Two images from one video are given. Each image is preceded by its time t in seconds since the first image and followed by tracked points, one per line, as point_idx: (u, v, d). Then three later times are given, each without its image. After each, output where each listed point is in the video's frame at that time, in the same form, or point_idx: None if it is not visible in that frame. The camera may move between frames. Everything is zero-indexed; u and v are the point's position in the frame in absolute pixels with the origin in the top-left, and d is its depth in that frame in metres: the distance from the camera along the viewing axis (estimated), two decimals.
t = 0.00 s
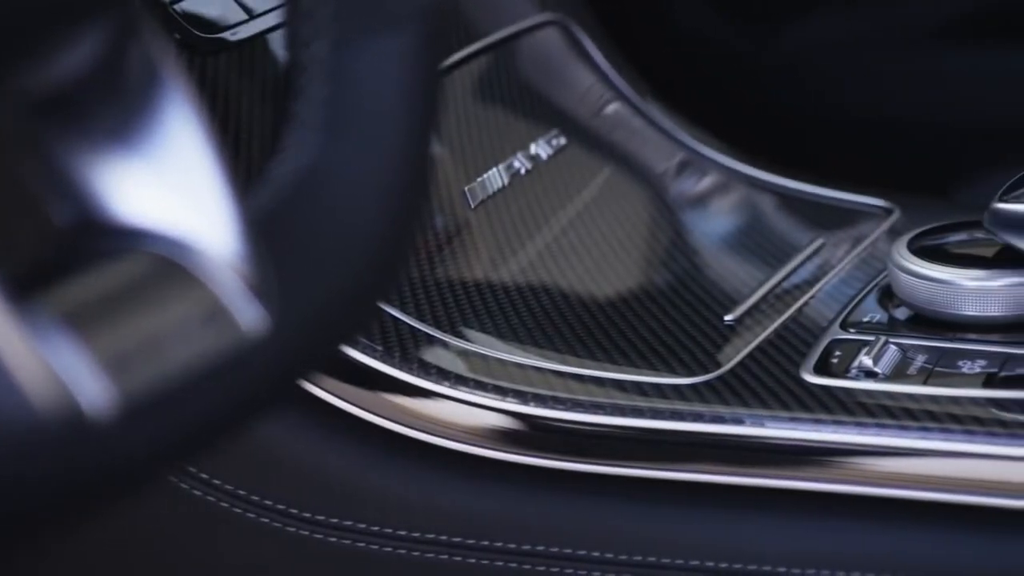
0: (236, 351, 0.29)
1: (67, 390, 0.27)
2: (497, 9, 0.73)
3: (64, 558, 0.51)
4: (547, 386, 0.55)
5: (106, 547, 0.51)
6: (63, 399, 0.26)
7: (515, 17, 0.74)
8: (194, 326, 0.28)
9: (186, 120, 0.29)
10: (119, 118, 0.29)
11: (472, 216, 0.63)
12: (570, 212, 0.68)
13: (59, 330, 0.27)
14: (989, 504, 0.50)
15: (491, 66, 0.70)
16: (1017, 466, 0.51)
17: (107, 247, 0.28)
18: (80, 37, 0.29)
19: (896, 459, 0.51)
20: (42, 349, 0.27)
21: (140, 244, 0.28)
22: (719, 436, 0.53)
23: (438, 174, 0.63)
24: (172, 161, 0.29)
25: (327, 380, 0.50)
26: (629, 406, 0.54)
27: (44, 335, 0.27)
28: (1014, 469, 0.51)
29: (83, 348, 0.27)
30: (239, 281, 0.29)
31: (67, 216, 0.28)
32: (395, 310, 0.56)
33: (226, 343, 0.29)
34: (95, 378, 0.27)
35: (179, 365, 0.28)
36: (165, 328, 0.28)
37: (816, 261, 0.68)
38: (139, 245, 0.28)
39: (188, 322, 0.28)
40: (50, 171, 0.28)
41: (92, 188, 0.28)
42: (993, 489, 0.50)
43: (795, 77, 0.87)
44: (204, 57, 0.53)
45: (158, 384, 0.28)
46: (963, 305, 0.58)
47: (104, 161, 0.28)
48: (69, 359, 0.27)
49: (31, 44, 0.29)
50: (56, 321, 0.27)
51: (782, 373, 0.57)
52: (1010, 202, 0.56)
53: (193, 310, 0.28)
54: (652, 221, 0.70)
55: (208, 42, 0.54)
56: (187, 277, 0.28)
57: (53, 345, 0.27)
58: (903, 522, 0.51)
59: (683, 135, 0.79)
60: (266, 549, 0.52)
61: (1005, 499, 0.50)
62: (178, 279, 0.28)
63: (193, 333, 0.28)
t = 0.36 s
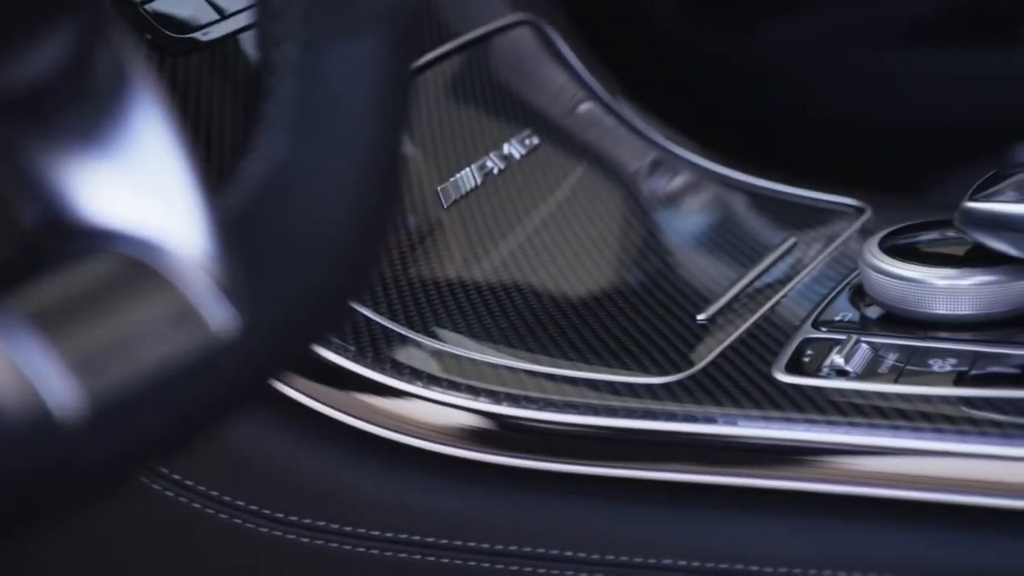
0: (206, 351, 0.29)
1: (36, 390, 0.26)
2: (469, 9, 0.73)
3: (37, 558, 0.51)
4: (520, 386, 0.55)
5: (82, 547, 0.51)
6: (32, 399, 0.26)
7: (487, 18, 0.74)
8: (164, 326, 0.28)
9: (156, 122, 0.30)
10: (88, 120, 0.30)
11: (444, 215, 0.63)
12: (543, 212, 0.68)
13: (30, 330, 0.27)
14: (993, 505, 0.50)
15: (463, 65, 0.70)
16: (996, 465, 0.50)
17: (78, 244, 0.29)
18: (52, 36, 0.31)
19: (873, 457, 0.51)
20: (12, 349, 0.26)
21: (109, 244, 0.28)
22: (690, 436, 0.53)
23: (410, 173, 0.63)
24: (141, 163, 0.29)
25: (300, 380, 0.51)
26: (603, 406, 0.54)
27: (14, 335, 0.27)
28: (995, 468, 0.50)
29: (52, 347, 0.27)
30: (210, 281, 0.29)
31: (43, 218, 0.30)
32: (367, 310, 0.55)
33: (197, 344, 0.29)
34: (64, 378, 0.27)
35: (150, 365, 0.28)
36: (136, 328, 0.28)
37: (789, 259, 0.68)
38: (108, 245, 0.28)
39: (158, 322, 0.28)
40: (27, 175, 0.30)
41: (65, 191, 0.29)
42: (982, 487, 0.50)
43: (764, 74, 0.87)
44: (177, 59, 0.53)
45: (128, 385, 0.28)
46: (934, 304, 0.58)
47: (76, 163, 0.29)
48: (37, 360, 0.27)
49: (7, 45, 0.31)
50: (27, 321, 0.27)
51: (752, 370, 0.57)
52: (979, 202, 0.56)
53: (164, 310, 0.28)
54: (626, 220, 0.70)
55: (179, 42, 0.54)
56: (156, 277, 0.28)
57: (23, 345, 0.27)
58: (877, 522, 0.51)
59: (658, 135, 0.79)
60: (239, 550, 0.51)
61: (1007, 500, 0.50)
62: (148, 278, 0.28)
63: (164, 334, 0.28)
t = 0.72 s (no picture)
0: (178, 352, 0.30)
1: (7, 391, 0.27)
2: (443, 11, 0.74)
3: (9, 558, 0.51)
4: (494, 387, 0.55)
5: (54, 548, 0.51)
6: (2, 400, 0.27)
7: (458, 18, 0.74)
8: (135, 325, 0.29)
9: (127, 124, 0.31)
10: (60, 122, 0.31)
11: (417, 214, 0.63)
12: (516, 212, 0.68)
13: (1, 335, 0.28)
14: (994, 506, 0.50)
15: (435, 65, 0.70)
16: (965, 463, 0.50)
17: (50, 245, 0.30)
18: (24, 39, 0.32)
19: (850, 457, 0.51)
20: None
21: (83, 246, 0.29)
22: (662, 436, 0.53)
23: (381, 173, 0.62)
24: (113, 165, 0.30)
25: (271, 381, 0.50)
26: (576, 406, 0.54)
27: None
28: (950, 464, 0.50)
29: (23, 350, 0.27)
30: (180, 281, 0.30)
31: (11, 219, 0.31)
32: (339, 310, 0.55)
33: (168, 343, 0.29)
34: (34, 380, 0.27)
35: (122, 365, 0.29)
36: (106, 329, 0.28)
37: (763, 258, 0.68)
38: (82, 246, 0.30)
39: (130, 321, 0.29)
40: None
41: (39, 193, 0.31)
42: (978, 488, 0.50)
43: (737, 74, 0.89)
44: (149, 60, 0.53)
45: (100, 385, 0.28)
46: (905, 302, 0.58)
47: (51, 165, 0.30)
48: (8, 363, 0.27)
49: None
50: None
51: (724, 369, 0.57)
52: (949, 199, 0.56)
53: (134, 310, 0.29)
54: (598, 219, 0.70)
55: (150, 43, 0.54)
56: (126, 277, 0.29)
57: None
58: (847, 520, 0.51)
59: (629, 135, 0.79)
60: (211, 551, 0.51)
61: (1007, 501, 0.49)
62: (119, 280, 0.29)
63: (134, 333, 0.29)
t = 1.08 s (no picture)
0: (150, 352, 0.30)
1: None
2: (417, 12, 0.74)
3: None
4: (469, 387, 0.55)
5: (25, 550, 0.51)
6: None
7: (430, 19, 0.75)
8: (106, 328, 0.29)
9: (95, 123, 0.30)
10: (31, 122, 0.31)
11: (390, 213, 0.63)
12: (490, 211, 0.68)
13: None
14: (1001, 506, 0.50)
15: (408, 65, 0.70)
16: (922, 461, 0.51)
17: (15, 244, 0.29)
18: None
19: (825, 456, 0.51)
20: None
21: (52, 248, 0.29)
22: (634, 435, 0.53)
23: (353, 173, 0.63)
24: (83, 164, 0.30)
25: (244, 380, 0.51)
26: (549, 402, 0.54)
27: None
28: (937, 463, 0.50)
29: None
30: (151, 282, 0.30)
31: None
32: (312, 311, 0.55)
33: (140, 345, 0.30)
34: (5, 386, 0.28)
35: (93, 367, 0.29)
36: (76, 332, 0.29)
37: (737, 257, 0.68)
38: (51, 248, 0.29)
39: (100, 324, 0.29)
40: None
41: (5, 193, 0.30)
42: (980, 488, 0.50)
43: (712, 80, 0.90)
44: (121, 60, 0.52)
45: (71, 388, 0.29)
46: (877, 301, 0.58)
47: (20, 165, 0.30)
48: None
49: None
50: None
51: (699, 368, 0.57)
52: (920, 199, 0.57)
53: (104, 312, 0.29)
54: (572, 218, 0.70)
55: (121, 43, 0.53)
56: (96, 279, 0.29)
57: None
58: (820, 518, 0.51)
59: (604, 135, 0.79)
60: (183, 553, 0.51)
61: (1009, 500, 0.49)
62: (89, 282, 0.29)
63: (105, 336, 0.29)
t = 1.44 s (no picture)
0: (119, 351, 0.31)
1: None
2: (392, 14, 0.75)
3: None
4: (442, 387, 0.55)
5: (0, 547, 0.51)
6: None
7: (403, 19, 0.76)
8: (74, 329, 0.30)
9: (62, 121, 0.30)
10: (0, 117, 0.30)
11: (363, 213, 0.64)
12: (463, 211, 0.69)
13: None
14: (994, 506, 0.49)
15: (382, 65, 0.71)
16: (880, 459, 0.50)
17: None
18: None
19: (807, 455, 0.51)
20: None
21: (21, 248, 0.30)
22: (608, 435, 0.53)
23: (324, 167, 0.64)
24: (50, 163, 0.30)
25: (216, 381, 0.51)
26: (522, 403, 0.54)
27: None
28: (928, 464, 0.50)
29: None
30: (120, 282, 0.30)
31: None
32: (285, 311, 0.56)
33: (109, 345, 0.30)
34: None
35: (60, 367, 0.30)
36: (47, 332, 0.30)
37: (710, 256, 0.69)
38: (21, 248, 0.30)
39: (69, 324, 0.30)
40: None
41: None
42: (968, 488, 0.50)
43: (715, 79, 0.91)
44: (87, 59, 0.55)
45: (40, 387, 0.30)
46: (850, 300, 0.58)
47: None
48: None
49: None
50: None
51: (674, 367, 0.57)
52: (892, 198, 0.57)
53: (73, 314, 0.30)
54: (544, 217, 0.71)
55: (92, 43, 0.56)
56: (64, 282, 0.29)
57: None
58: (798, 518, 0.51)
59: (575, 134, 0.80)
60: (157, 553, 0.52)
61: (987, 499, 0.49)
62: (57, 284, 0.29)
63: (74, 336, 0.30)
